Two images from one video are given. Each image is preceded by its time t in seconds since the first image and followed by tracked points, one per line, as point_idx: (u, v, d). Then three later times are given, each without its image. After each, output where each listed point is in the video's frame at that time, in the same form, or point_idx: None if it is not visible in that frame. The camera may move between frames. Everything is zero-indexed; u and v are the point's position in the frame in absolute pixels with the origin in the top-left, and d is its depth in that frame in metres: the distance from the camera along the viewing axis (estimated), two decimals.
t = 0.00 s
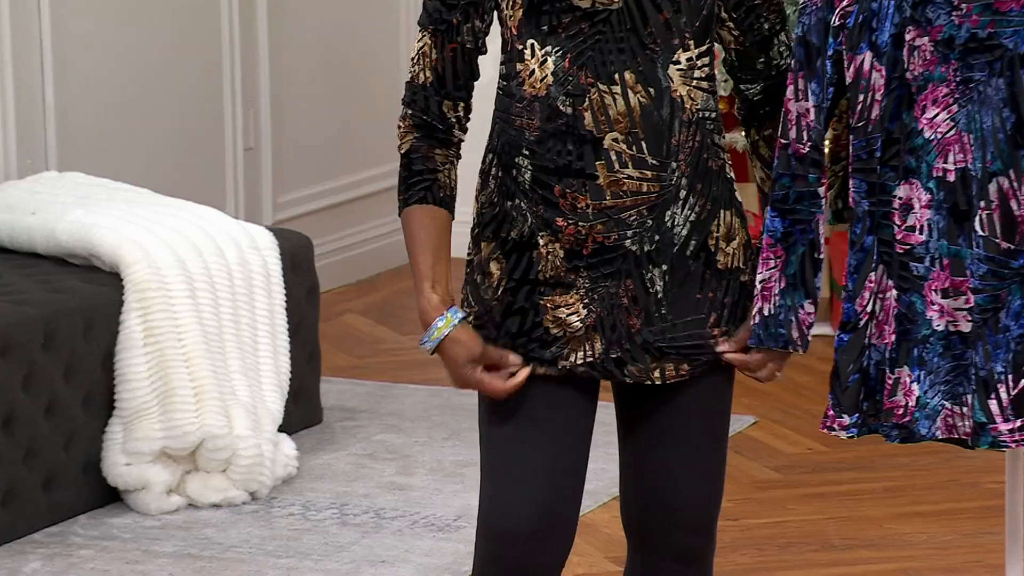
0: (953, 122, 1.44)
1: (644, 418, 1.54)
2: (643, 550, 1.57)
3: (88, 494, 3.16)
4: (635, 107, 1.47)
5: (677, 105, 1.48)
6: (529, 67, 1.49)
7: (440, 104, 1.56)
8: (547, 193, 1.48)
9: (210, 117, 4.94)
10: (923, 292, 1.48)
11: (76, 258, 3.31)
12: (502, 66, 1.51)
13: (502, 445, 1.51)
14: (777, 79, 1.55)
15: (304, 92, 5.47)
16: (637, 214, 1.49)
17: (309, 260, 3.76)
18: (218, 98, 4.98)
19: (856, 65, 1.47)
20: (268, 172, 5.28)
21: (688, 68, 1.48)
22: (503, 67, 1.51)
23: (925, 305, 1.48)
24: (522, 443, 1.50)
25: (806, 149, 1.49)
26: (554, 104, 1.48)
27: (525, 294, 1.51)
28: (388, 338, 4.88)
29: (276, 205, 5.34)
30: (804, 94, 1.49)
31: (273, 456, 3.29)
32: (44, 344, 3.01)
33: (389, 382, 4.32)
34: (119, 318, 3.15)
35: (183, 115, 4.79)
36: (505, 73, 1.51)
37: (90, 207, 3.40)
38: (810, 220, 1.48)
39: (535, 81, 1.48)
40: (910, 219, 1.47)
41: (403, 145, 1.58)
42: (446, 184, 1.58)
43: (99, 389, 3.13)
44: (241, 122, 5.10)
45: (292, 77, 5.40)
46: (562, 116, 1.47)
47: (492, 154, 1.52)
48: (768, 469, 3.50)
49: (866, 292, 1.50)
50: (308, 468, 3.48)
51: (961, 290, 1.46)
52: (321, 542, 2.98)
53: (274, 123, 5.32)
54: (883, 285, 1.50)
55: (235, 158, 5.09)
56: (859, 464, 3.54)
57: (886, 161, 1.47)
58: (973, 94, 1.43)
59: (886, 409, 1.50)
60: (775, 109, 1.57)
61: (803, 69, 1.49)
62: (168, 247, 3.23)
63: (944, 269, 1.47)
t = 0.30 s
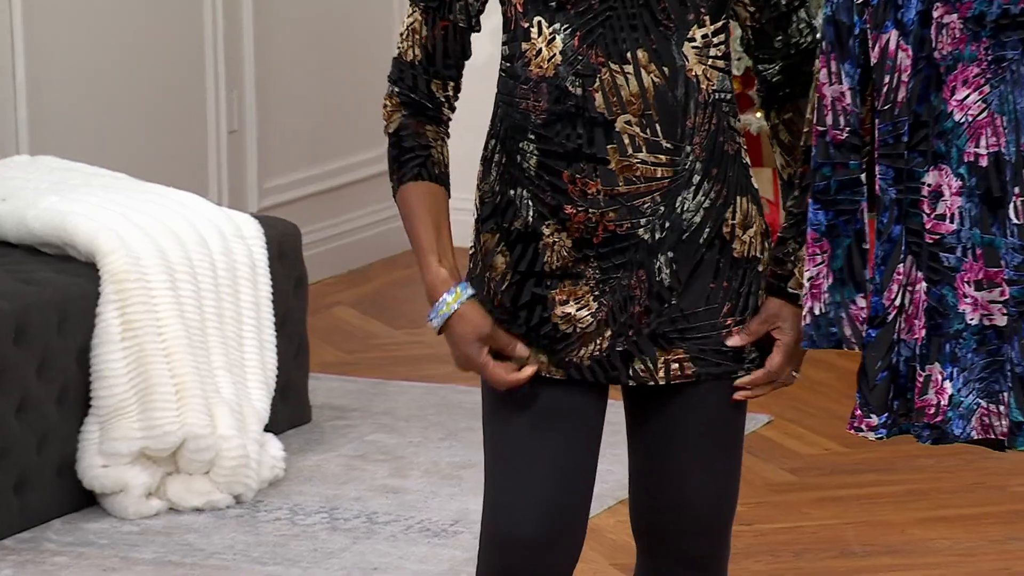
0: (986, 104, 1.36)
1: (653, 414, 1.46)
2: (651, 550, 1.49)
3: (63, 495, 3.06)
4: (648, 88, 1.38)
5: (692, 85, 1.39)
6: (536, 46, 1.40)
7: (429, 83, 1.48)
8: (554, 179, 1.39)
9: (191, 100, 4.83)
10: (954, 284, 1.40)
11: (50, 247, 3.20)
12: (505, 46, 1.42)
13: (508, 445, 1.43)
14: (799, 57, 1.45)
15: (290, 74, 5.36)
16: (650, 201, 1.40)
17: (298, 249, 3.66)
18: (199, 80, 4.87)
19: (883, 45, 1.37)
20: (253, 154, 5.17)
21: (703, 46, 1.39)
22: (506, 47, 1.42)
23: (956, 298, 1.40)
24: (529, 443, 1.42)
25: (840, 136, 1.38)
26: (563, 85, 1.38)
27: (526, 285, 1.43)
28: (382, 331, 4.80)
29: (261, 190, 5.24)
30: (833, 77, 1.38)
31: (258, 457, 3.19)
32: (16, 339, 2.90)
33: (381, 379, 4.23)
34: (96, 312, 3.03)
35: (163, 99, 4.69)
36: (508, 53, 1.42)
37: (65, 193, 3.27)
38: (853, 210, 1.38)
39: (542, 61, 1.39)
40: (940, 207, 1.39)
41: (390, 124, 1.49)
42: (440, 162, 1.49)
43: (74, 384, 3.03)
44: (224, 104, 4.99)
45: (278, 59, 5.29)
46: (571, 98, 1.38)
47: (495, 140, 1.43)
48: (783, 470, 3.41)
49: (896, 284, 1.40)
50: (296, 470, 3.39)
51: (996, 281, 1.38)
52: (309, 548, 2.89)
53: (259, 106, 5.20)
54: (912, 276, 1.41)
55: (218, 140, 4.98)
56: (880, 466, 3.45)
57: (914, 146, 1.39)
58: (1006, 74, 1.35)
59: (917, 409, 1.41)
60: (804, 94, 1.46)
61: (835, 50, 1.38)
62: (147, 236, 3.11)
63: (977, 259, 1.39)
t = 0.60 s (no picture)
0: (1012, 85, 1.29)
1: (663, 418, 1.38)
2: (659, 549, 1.44)
3: (30, 504, 2.92)
4: (657, 68, 1.31)
5: (704, 65, 1.32)
6: (538, 25, 1.32)
7: (392, 39, 1.37)
8: (558, 166, 1.33)
9: (169, 82, 4.67)
10: (977, 278, 1.34)
11: (21, 239, 3.08)
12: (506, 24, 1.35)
13: (508, 447, 1.33)
14: (819, 35, 1.34)
15: (273, 55, 5.23)
16: (657, 186, 1.33)
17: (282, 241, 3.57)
18: (178, 62, 4.71)
19: (902, 24, 1.30)
20: (233, 138, 5.02)
21: (716, 24, 1.32)
22: (507, 25, 1.35)
23: (978, 293, 1.35)
24: (534, 450, 1.32)
25: (852, 119, 1.32)
26: (567, 67, 1.31)
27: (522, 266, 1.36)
28: (373, 328, 4.71)
29: (243, 179, 5.09)
30: (847, 56, 1.32)
31: (241, 461, 3.07)
32: None
33: (371, 379, 4.13)
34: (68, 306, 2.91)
35: (142, 81, 4.53)
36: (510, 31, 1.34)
37: (34, 180, 3.13)
38: (863, 196, 1.32)
39: (545, 41, 1.32)
40: (962, 195, 1.33)
41: (352, 63, 1.37)
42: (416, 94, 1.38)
43: (44, 384, 2.90)
44: (203, 86, 4.84)
45: (260, 41, 5.14)
46: (576, 80, 1.31)
47: (495, 124, 1.36)
48: (802, 476, 3.32)
49: (915, 278, 1.35)
50: (281, 476, 3.28)
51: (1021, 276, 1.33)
52: (296, 558, 2.79)
53: (240, 88, 5.06)
54: (933, 270, 1.35)
55: (198, 125, 4.83)
56: (902, 472, 3.35)
57: (935, 130, 1.32)
58: None
59: (936, 411, 1.36)
60: (818, 68, 1.34)
61: (848, 28, 1.32)
62: (123, 227, 2.99)
63: (1001, 253, 1.33)
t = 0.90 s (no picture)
0: None
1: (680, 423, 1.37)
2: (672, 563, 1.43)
3: None
4: (670, 47, 1.27)
5: (722, 43, 1.29)
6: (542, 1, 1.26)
7: None
8: (561, 153, 1.27)
9: (143, 62, 4.55)
10: (993, 272, 1.29)
11: None
12: None
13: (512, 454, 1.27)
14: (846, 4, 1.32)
15: (256, 36, 5.11)
16: (674, 174, 1.29)
17: (263, 231, 3.47)
18: (153, 42, 4.59)
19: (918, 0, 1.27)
20: (213, 121, 4.90)
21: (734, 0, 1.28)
22: None
23: (995, 289, 1.29)
24: (544, 455, 1.26)
25: (858, 99, 1.29)
26: (573, 46, 1.26)
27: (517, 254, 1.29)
28: (362, 326, 4.60)
29: (222, 165, 4.98)
30: (859, 32, 1.29)
31: (220, 470, 2.98)
32: None
33: (360, 381, 4.03)
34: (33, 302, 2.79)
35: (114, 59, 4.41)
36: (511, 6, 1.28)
37: None
38: (860, 182, 1.29)
39: (550, 18, 1.26)
40: (979, 183, 1.28)
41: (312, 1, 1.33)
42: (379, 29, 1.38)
43: (8, 385, 2.78)
44: (180, 68, 4.72)
45: (240, 23, 5.02)
46: (582, 61, 1.26)
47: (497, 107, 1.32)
48: (820, 484, 3.23)
49: (922, 270, 1.30)
50: (264, 485, 3.18)
51: None
52: (280, 572, 2.69)
53: (220, 70, 4.94)
54: (947, 264, 1.31)
55: (175, 106, 4.71)
56: (932, 479, 3.27)
57: (949, 115, 1.28)
58: None
59: (947, 414, 1.32)
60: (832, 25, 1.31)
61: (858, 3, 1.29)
62: (93, 220, 2.87)
63: (1018, 247, 1.28)
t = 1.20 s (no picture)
0: None
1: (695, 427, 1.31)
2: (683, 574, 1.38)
3: None
4: (678, 30, 1.21)
5: (733, 25, 1.23)
6: None
7: None
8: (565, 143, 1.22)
9: (115, 49, 4.45)
10: (1009, 267, 1.21)
11: None
12: None
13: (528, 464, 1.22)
14: None
15: (234, 22, 5.01)
16: (688, 162, 1.23)
17: (241, 225, 3.38)
18: (125, 28, 4.50)
19: None
20: (189, 107, 4.81)
21: None
22: None
23: (1011, 284, 1.21)
24: (559, 465, 1.21)
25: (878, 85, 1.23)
26: (574, 30, 1.21)
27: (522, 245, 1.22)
28: (346, 326, 4.52)
29: (199, 155, 4.88)
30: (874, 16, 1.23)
31: (196, 478, 2.89)
32: None
33: (345, 385, 3.94)
34: None
35: (84, 44, 4.31)
36: None
37: None
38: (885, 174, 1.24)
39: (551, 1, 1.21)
40: (995, 174, 1.20)
41: None
42: None
43: None
44: (153, 55, 4.62)
45: (218, 9, 4.93)
46: (586, 45, 1.21)
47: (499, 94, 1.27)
48: (830, 493, 3.16)
49: (936, 265, 1.24)
50: (243, 495, 3.10)
51: None
52: None
53: (197, 57, 4.85)
54: (961, 257, 1.24)
55: (148, 92, 4.62)
56: (951, 489, 3.19)
57: (966, 100, 1.21)
58: None
59: (960, 417, 1.24)
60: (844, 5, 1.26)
61: None
62: (64, 215, 2.79)
63: None
